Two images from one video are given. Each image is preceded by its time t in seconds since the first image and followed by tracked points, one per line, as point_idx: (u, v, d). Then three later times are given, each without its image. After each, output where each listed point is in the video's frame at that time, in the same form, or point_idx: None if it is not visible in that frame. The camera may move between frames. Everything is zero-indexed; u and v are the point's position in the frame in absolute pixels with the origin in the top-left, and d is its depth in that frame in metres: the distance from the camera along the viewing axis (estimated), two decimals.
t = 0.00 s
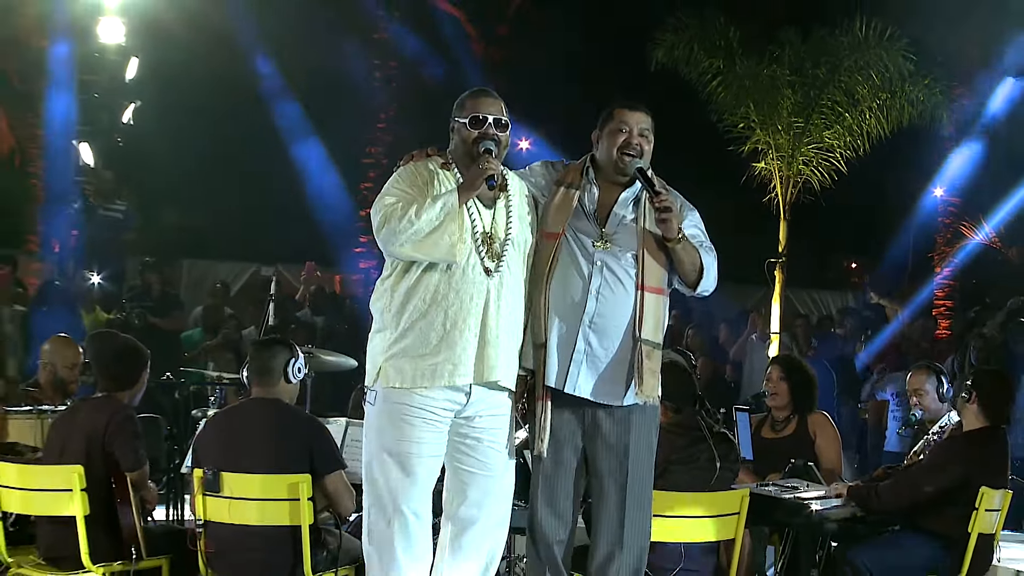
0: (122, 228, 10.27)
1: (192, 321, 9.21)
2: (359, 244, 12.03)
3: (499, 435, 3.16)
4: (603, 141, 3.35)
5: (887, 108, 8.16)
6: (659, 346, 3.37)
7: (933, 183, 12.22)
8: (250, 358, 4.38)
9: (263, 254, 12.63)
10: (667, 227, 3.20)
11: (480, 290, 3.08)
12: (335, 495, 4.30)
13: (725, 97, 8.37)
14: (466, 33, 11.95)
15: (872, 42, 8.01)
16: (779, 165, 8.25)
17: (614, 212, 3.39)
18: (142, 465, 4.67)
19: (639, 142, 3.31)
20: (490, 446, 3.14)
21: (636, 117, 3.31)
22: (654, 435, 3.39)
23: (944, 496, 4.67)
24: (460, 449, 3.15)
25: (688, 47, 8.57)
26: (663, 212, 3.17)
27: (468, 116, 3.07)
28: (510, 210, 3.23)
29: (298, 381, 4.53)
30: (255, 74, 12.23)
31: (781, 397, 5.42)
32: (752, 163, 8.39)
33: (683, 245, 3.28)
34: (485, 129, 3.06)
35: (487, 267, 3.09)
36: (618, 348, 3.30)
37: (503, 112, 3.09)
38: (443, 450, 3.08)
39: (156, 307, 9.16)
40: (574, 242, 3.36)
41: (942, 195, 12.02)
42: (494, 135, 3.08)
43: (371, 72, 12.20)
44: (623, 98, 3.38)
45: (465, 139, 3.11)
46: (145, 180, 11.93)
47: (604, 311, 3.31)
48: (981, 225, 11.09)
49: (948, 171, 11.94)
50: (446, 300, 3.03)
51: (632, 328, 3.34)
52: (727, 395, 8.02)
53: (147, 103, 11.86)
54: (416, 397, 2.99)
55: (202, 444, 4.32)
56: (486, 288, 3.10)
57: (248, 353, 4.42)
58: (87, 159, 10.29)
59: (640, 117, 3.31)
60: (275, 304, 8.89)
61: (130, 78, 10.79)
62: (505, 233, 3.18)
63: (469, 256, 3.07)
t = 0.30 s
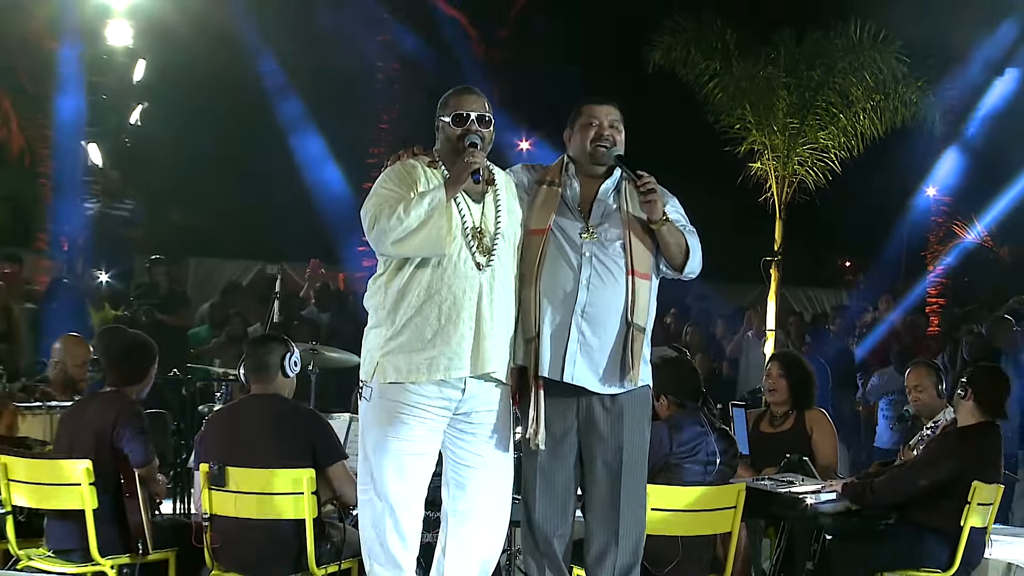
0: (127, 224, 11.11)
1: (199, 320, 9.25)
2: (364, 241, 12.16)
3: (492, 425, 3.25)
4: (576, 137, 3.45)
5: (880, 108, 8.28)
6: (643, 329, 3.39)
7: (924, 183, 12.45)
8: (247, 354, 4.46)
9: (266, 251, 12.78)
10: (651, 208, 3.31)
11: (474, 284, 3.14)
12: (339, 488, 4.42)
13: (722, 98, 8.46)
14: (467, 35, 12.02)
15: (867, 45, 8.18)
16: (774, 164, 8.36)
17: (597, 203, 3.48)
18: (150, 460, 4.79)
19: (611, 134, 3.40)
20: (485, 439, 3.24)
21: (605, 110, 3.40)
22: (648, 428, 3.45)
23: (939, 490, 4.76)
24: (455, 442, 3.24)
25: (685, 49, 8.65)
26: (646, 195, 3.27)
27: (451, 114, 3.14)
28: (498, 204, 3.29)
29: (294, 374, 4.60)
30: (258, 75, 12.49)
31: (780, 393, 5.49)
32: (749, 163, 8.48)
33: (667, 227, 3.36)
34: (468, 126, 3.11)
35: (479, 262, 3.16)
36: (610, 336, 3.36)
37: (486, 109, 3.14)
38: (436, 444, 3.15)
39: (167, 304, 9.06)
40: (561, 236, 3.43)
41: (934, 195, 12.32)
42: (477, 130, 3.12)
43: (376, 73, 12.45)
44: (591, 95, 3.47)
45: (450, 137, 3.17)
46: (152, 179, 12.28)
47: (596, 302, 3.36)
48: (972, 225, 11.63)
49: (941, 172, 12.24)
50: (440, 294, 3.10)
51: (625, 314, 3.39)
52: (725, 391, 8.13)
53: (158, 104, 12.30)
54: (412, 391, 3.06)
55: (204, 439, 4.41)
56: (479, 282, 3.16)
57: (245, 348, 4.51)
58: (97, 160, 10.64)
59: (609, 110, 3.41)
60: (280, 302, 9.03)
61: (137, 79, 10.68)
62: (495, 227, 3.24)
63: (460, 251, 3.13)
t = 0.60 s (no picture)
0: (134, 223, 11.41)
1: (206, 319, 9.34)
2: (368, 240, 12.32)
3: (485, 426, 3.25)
4: (558, 146, 3.50)
5: (873, 110, 8.40)
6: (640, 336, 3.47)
7: (916, 182, 12.48)
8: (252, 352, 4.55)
9: (270, 250, 12.88)
10: (642, 222, 3.36)
11: (470, 291, 3.18)
12: (343, 480, 4.51)
13: (718, 100, 8.59)
14: (468, 38, 12.17)
15: (860, 48, 8.31)
16: (770, 164, 8.46)
17: (587, 211, 3.53)
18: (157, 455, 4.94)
19: (591, 140, 3.44)
20: (486, 438, 3.26)
21: (582, 116, 3.46)
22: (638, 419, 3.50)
23: (930, 485, 4.87)
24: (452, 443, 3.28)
25: (682, 51, 8.77)
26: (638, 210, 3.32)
27: (446, 125, 3.14)
28: (493, 210, 3.32)
29: (298, 372, 4.72)
30: (264, 76, 12.64)
31: (773, 390, 5.61)
32: (744, 164, 8.59)
33: (658, 238, 3.42)
34: (463, 137, 3.13)
35: (474, 270, 3.19)
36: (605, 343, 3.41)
37: (480, 118, 3.15)
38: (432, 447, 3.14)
39: (176, 301, 9.25)
40: (553, 244, 3.48)
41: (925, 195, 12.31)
42: (472, 141, 3.13)
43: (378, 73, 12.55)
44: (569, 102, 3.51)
45: (445, 148, 3.19)
46: (159, 181, 12.61)
47: (590, 310, 3.41)
48: (964, 224, 11.72)
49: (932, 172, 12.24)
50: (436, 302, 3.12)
51: (620, 321, 3.45)
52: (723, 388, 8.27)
53: (167, 105, 12.58)
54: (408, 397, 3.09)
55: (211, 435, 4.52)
56: (474, 290, 3.19)
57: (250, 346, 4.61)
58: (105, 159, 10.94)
59: (586, 116, 3.46)
60: (286, 299, 9.18)
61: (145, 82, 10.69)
62: (490, 235, 3.28)
63: (455, 259, 3.17)
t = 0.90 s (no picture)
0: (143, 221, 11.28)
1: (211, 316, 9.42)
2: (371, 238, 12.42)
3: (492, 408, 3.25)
4: (574, 138, 3.44)
5: (868, 109, 8.48)
6: (639, 325, 3.43)
7: (911, 180, 12.66)
8: (258, 346, 4.67)
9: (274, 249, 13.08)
10: (655, 214, 3.31)
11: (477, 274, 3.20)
12: (346, 471, 4.63)
13: (715, 100, 8.69)
14: (470, 38, 12.31)
15: (855, 48, 8.38)
16: (766, 163, 8.56)
17: (597, 201, 3.46)
18: (164, 446, 4.98)
19: (609, 134, 3.39)
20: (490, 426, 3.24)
21: (602, 112, 3.41)
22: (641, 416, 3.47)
23: (925, 477, 4.95)
24: (463, 429, 3.24)
25: (680, 52, 8.86)
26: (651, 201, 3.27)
27: (452, 111, 3.14)
28: (501, 197, 3.33)
29: (303, 366, 4.80)
30: (270, 74, 12.72)
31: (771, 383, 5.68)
32: (742, 162, 8.68)
33: (669, 231, 3.37)
34: (469, 121, 3.11)
35: (483, 252, 3.21)
36: (608, 330, 3.37)
37: (486, 106, 3.14)
38: (443, 431, 3.18)
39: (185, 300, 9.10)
40: (562, 231, 3.43)
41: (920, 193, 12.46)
42: (478, 125, 3.11)
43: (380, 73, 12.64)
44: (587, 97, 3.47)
45: (452, 133, 3.16)
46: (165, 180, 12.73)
47: (594, 297, 3.37)
48: (958, 221, 11.74)
49: (926, 172, 12.46)
50: (446, 283, 3.15)
51: (622, 310, 3.40)
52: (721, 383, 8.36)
53: (174, 105, 12.71)
54: (419, 379, 3.11)
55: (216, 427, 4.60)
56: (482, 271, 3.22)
57: (257, 340, 4.73)
58: (113, 159, 10.98)
59: (606, 112, 3.42)
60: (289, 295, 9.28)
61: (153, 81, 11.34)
62: (498, 221, 3.28)
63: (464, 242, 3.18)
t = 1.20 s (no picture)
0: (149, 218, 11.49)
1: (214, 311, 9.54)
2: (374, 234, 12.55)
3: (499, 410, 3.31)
4: (599, 143, 3.39)
5: (863, 109, 8.56)
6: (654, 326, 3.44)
7: (906, 176, 12.55)
8: (265, 343, 4.79)
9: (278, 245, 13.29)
10: (665, 219, 3.26)
11: (483, 284, 3.24)
12: (350, 464, 4.69)
13: (713, 98, 8.77)
14: (471, 37, 12.38)
15: (850, 47, 8.47)
16: (762, 161, 8.64)
17: (610, 201, 3.47)
18: (169, 439, 5.06)
19: (636, 144, 3.34)
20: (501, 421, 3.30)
21: (632, 120, 3.34)
22: (646, 413, 3.44)
23: (920, 470, 5.03)
24: (466, 426, 3.30)
25: (679, 51, 8.94)
26: (661, 207, 3.25)
27: (478, 126, 3.16)
28: (512, 208, 3.33)
29: (308, 364, 4.87)
30: (272, 70, 12.74)
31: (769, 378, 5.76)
32: (739, 160, 8.76)
33: (678, 237, 3.34)
34: (494, 140, 3.14)
35: (489, 263, 3.24)
36: (615, 329, 3.39)
37: (512, 122, 3.18)
38: (445, 429, 3.27)
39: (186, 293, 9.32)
40: (570, 228, 3.44)
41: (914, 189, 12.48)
42: (501, 144, 3.14)
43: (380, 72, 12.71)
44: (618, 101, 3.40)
45: (475, 147, 3.22)
46: (166, 175, 12.78)
47: (600, 293, 3.39)
48: (953, 219, 11.74)
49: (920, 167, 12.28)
50: (450, 290, 3.21)
51: (630, 308, 3.42)
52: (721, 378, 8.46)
53: (177, 104, 12.75)
54: (421, 380, 3.20)
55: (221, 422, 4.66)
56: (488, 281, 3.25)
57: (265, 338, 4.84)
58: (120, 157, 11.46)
59: (635, 121, 3.35)
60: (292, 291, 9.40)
61: (158, 80, 11.22)
62: (507, 230, 3.30)
63: (471, 253, 3.22)
